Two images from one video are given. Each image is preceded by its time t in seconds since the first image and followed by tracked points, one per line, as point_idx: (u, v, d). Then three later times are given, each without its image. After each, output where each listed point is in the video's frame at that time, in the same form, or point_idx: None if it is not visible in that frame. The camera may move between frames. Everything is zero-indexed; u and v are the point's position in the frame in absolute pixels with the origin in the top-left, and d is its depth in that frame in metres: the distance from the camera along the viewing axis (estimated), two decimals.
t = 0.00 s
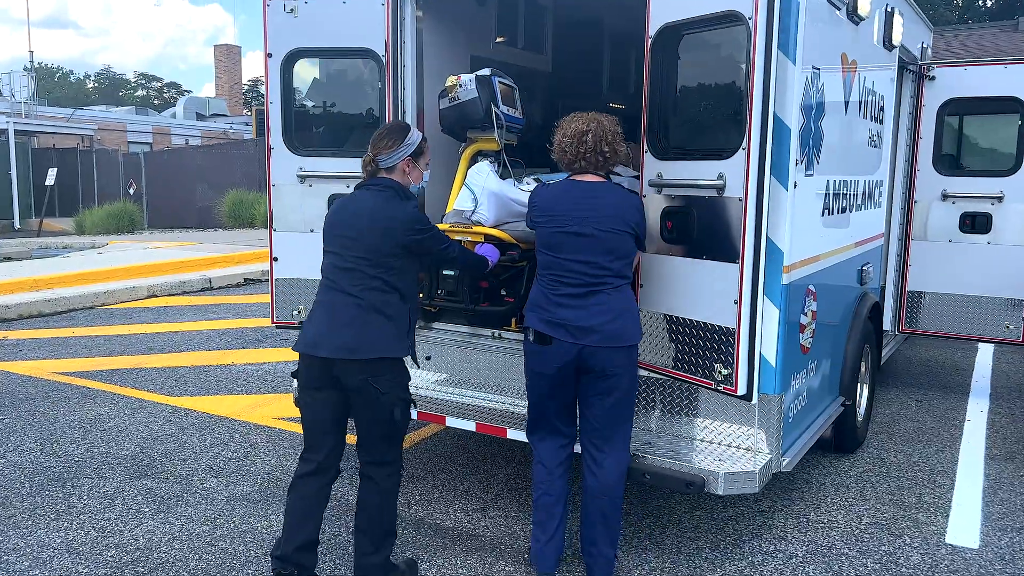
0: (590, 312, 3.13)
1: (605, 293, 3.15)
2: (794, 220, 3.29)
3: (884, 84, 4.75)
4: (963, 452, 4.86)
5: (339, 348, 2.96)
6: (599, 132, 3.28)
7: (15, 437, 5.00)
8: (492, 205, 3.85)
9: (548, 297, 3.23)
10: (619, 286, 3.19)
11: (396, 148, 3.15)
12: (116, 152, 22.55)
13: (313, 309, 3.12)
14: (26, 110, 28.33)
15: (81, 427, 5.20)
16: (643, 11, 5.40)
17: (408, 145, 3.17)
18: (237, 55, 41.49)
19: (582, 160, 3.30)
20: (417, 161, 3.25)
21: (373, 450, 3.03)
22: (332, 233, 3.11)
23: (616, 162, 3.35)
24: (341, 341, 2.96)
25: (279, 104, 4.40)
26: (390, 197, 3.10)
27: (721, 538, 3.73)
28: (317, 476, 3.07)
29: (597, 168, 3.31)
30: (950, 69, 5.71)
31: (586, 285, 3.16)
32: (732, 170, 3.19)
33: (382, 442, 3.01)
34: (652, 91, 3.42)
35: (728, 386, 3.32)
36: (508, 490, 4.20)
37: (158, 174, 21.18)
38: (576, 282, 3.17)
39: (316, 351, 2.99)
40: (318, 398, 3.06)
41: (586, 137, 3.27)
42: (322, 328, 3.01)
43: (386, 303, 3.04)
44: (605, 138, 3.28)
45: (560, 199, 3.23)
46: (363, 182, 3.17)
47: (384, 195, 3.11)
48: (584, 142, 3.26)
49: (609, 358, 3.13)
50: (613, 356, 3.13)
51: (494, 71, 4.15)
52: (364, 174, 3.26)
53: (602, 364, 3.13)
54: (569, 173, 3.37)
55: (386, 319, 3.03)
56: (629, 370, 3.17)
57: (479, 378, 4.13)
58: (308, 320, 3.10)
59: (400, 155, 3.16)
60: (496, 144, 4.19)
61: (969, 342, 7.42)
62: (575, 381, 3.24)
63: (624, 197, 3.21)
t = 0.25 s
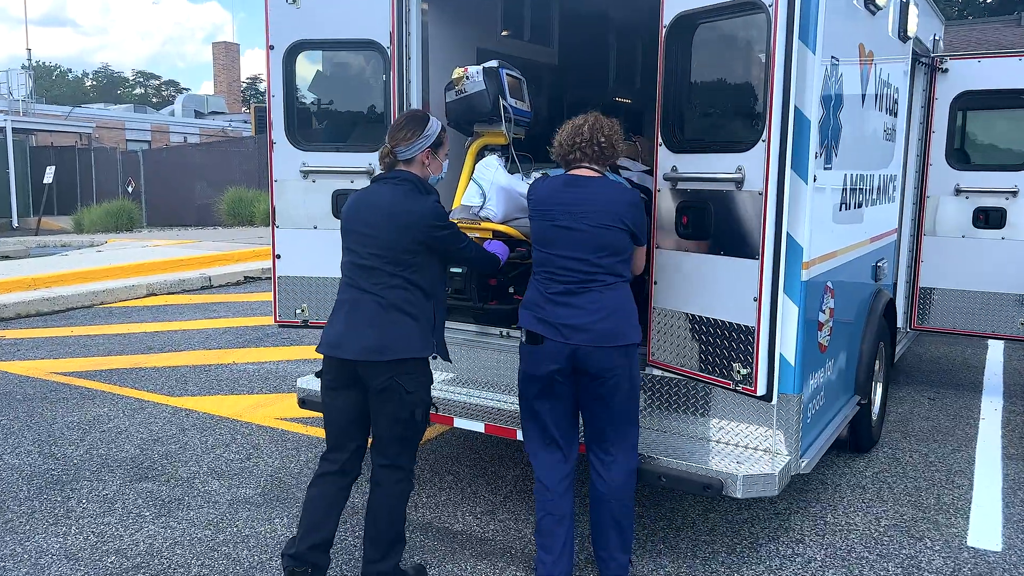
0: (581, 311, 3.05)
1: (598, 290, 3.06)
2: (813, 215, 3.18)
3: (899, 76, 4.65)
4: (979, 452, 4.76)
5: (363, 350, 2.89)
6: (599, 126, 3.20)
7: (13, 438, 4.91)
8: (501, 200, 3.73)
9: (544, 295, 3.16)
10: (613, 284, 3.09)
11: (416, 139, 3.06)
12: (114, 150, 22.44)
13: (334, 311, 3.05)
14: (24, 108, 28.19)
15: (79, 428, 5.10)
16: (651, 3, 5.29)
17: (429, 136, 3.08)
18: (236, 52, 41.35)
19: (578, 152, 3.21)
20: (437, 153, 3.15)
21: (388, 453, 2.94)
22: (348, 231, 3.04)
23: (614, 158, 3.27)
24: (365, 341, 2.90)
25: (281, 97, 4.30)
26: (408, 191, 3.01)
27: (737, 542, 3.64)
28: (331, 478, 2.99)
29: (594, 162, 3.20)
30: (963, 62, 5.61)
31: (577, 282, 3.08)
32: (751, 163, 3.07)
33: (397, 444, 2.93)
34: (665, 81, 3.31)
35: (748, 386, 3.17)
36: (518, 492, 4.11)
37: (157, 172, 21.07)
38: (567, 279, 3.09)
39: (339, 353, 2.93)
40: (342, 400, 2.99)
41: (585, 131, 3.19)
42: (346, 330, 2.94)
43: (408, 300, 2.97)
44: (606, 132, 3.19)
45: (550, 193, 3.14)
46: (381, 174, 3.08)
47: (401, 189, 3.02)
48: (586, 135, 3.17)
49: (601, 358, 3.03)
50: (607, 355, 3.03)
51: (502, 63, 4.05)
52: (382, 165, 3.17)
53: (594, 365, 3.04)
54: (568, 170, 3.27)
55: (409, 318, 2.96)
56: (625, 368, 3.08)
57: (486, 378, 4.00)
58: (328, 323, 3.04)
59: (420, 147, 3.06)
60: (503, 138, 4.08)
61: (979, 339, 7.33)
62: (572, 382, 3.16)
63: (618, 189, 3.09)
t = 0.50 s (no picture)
0: (568, 306, 2.99)
1: (586, 284, 2.98)
2: (834, 207, 3.09)
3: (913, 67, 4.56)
4: (994, 449, 4.69)
5: (381, 353, 2.84)
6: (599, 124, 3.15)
7: (11, 439, 4.81)
8: (510, 194, 3.64)
9: (537, 289, 3.09)
10: (602, 277, 3.00)
11: (431, 132, 2.97)
12: (110, 147, 22.28)
13: (350, 313, 3.00)
14: (19, 104, 27.99)
15: (78, 429, 5.01)
16: None
17: (445, 129, 2.99)
18: (231, 48, 41.14)
19: (579, 148, 3.15)
20: (452, 146, 3.07)
21: (403, 456, 2.88)
22: (357, 228, 2.95)
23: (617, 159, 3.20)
24: (383, 344, 2.84)
25: (283, 89, 4.18)
26: (422, 187, 2.93)
27: (753, 543, 3.56)
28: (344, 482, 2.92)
29: (594, 157, 3.13)
30: (976, 52, 5.52)
31: (567, 276, 3.02)
32: (772, 155, 2.97)
33: (414, 446, 2.88)
34: (681, 71, 3.21)
35: (768, 384, 3.08)
36: (527, 492, 4.02)
37: (154, 168, 20.92)
38: (557, 273, 3.03)
39: (355, 357, 2.87)
40: (359, 404, 2.93)
41: (585, 129, 3.14)
42: (363, 332, 2.89)
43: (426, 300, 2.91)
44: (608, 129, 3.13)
45: (543, 187, 3.10)
46: (394, 168, 3.00)
47: (415, 184, 2.93)
48: (585, 132, 3.11)
49: (588, 354, 2.94)
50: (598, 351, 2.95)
51: (510, 53, 3.95)
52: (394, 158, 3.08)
53: (581, 361, 2.95)
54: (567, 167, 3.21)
55: (427, 319, 2.91)
56: (618, 365, 2.98)
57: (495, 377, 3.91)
58: (344, 326, 2.98)
59: (435, 140, 2.98)
60: (512, 130, 3.97)
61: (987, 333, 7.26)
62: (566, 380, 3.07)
63: (611, 179, 3.02)
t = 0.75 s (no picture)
0: (564, 302, 2.90)
1: (582, 279, 2.89)
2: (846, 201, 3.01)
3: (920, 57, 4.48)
4: (1002, 445, 4.63)
5: (388, 357, 2.76)
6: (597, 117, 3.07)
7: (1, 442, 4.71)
8: (512, 189, 3.55)
9: (534, 286, 3.01)
10: (598, 271, 2.90)
11: (433, 125, 2.87)
12: (100, 142, 22.07)
13: (351, 318, 2.92)
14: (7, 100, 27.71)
15: (70, 431, 4.90)
16: None
17: (447, 122, 2.89)
18: (222, 42, 40.83)
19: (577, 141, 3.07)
20: (454, 140, 2.97)
21: (408, 460, 2.80)
22: (358, 225, 2.86)
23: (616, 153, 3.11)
24: (389, 346, 2.76)
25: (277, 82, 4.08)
26: (424, 184, 2.83)
27: (763, 544, 3.48)
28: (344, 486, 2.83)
29: (593, 150, 3.04)
30: (981, 43, 5.45)
31: (564, 272, 2.93)
32: (785, 148, 2.89)
33: (420, 449, 2.81)
34: (689, 62, 3.12)
35: (781, 384, 2.99)
36: (530, 493, 3.94)
37: (145, 163, 20.73)
38: (554, 269, 2.95)
39: (361, 360, 2.79)
40: (365, 409, 2.87)
41: (582, 123, 3.06)
42: (368, 334, 2.81)
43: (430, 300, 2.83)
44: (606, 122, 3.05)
45: (538, 182, 3.03)
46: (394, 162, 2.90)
47: (417, 181, 2.83)
48: (583, 125, 3.03)
49: (584, 351, 2.85)
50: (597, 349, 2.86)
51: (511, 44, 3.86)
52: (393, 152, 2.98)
53: (578, 359, 2.87)
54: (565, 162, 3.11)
55: (432, 320, 2.84)
56: (617, 362, 2.88)
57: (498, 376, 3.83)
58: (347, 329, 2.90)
59: (437, 134, 2.88)
60: (513, 123, 3.88)
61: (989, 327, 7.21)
62: (565, 381, 2.99)
63: (606, 169, 2.91)
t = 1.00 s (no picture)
0: (566, 299, 2.83)
1: (584, 276, 2.82)
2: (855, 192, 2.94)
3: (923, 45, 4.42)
4: (1006, 438, 4.58)
5: (389, 357, 2.69)
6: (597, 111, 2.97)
7: None
8: (511, 182, 3.47)
9: (536, 281, 2.94)
10: (600, 268, 2.83)
11: (427, 116, 2.78)
12: (89, 137, 21.86)
13: (348, 317, 2.85)
14: None
15: (60, 430, 4.81)
16: None
17: (442, 113, 2.80)
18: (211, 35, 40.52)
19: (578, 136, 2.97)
20: (450, 132, 2.88)
21: (408, 462, 2.73)
22: (354, 221, 2.78)
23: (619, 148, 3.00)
24: (389, 346, 2.70)
25: (269, 73, 3.98)
26: (420, 178, 2.74)
27: (768, 542, 3.42)
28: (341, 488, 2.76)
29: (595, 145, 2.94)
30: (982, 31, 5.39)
31: (566, 269, 2.86)
32: (794, 139, 2.82)
33: (420, 450, 2.74)
34: (693, 50, 3.04)
35: (789, 380, 2.92)
36: (531, 491, 3.87)
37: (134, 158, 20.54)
38: (556, 265, 2.88)
39: (360, 361, 2.72)
40: (364, 410, 2.80)
41: (581, 118, 2.97)
42: (366, 335, 2.74)
43: (431, 297, 2.75)
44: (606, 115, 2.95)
45: (542, 176, 2.95)
46: (389, 156, 2.81)
47: (411, 175, 2.75)
48: (583, 120, 2.93)
49: (583, 351, 2.79)
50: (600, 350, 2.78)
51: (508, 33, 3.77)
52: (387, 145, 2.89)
53: (578, 359, 2.80)
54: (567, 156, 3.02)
55: (432, 317, 2.77)
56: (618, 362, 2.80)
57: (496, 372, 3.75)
58: (345, 330, 2.82)
59: (433, 125, 2.79)
60: (512, 115, 3.78)
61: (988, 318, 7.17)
62: (565, 380, 2.91)
63: (604, 162, 2.83)
